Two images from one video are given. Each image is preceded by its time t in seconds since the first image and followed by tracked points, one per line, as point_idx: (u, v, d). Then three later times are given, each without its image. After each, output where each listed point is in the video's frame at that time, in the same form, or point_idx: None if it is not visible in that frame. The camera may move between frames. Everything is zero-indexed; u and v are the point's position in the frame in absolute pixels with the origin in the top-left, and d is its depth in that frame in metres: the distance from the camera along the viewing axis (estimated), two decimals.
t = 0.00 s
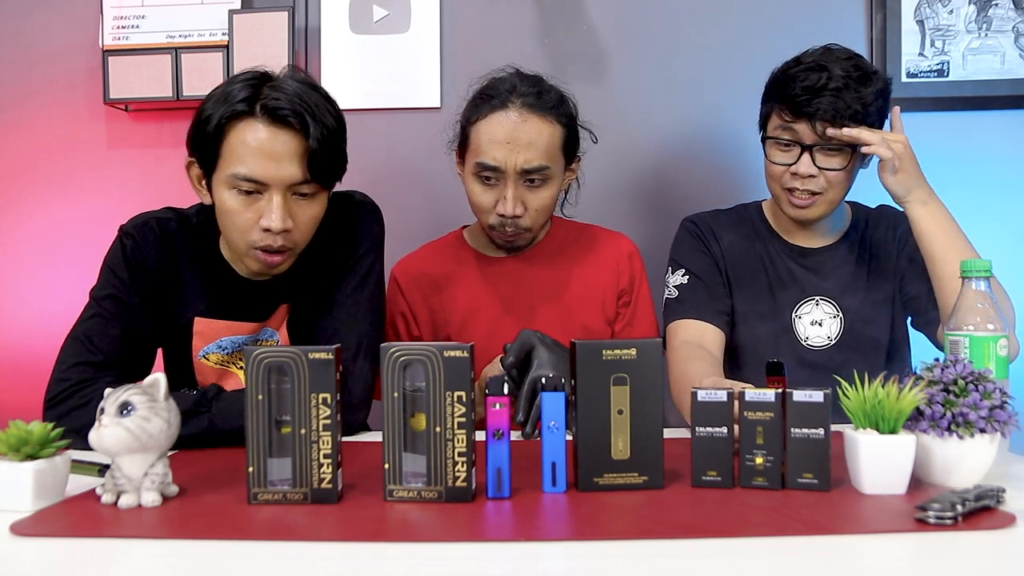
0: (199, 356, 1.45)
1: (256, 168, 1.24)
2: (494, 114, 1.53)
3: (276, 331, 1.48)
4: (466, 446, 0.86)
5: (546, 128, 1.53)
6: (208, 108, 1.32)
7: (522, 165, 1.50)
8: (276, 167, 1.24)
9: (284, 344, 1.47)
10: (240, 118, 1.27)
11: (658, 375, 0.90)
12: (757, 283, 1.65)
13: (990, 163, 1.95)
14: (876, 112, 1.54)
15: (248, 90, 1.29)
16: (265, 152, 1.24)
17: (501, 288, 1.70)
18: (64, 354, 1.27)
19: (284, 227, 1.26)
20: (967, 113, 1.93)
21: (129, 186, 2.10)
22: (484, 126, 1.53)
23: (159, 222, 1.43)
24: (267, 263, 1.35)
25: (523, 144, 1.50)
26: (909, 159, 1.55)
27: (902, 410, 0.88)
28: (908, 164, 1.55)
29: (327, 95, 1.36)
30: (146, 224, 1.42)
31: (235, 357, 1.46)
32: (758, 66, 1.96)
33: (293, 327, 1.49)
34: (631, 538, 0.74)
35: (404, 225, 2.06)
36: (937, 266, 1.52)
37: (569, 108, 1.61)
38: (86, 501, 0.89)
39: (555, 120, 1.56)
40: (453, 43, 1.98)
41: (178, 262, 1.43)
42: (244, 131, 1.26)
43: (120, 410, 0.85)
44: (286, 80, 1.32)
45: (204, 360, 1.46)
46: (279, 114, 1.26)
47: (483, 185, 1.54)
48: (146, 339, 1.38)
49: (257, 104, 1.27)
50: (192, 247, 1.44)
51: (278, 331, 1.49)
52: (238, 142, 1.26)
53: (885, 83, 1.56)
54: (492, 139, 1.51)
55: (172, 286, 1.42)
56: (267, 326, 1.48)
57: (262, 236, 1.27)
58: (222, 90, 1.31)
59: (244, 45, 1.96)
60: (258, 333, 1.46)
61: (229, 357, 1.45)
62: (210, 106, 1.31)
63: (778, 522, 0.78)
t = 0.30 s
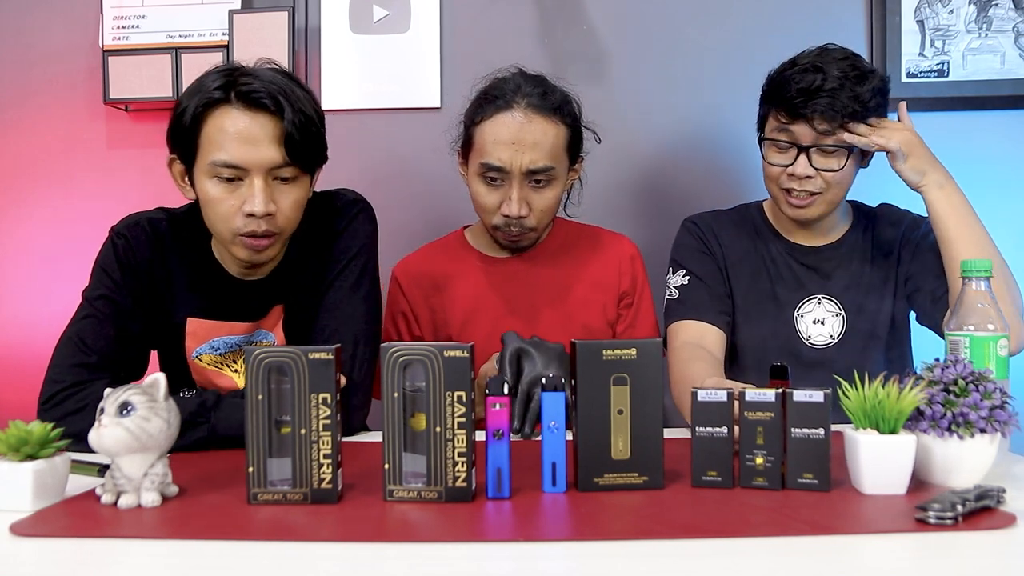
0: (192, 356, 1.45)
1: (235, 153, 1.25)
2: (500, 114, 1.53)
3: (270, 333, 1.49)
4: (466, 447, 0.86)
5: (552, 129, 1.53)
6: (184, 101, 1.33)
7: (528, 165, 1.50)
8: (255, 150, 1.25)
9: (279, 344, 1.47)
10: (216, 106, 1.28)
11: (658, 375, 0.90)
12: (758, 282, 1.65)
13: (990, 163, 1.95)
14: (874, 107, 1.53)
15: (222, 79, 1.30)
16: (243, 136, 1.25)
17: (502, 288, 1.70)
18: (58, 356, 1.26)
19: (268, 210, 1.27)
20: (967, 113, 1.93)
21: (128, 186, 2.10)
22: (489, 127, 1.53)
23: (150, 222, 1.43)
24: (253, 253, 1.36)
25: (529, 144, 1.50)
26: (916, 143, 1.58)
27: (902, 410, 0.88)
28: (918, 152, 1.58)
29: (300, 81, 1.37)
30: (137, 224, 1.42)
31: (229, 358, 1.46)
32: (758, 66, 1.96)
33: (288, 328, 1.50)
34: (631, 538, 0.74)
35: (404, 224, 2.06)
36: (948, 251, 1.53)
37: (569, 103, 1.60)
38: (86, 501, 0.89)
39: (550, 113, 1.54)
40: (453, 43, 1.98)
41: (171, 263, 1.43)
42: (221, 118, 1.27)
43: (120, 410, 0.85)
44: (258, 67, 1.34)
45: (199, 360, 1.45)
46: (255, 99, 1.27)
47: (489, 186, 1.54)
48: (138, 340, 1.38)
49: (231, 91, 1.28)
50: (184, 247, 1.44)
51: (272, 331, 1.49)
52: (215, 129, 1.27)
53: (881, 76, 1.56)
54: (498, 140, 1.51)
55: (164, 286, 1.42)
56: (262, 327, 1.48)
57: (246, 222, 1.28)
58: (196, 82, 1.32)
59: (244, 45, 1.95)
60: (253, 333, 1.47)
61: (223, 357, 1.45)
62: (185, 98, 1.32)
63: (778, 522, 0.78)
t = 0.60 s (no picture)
0: (187, 356, 1.44)
1: (232, 146, 1.26)
2: (508, 115, 1.53)
3: (266, 333, 1.48)
4: (466, 447, 0.86)
5: (558, 127, 1.53)
6: (168, 101, 1.33)
7: (542, 165, 1.50)
8: (253, 142, 1.26)
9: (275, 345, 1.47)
10: (207, 101, 1.29)
11: (658, 375, 0.90)
12: (759, 283, 1.65)
13: (990, 163, 1.95)
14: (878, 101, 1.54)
15: (209, 73, 1.30)
16: (239, 129, 1.26)
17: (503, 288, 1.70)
18: (54, 356, 1.27)
19: (269, 202, 1.28)
20: (967, 113, 1.93)
21: (128, 187, 2.10)
22: (498, 128, 1.52)
23: (144, 219, 1.44)
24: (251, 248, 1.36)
25: (541, 144, 1.50)
26: (921, 131, 1.59)
27: (902, 410, 0.88)
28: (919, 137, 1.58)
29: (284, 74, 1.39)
30: (132, 224, 1.43)
31: (224, 359, 1.45)
32: (758, 66, 1.96)
33: (286, 328, 1.50)
34: (631, 538, 0.74)
35: (404, 224, 2.06)
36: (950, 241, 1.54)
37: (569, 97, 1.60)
38: (86, 501, 0.89)
39: (551, 109, 1.54)
40: (453, 43, 1.98)
41: (167, 263, 1.43)
42: (214, 112, 1.27)
43: (120, 410, 0.85)
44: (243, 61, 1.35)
45: (193, 360, 1.45)
46: (247, 92, 1.29)
47: (500, 187, 1.53)
48: (134, 340, 1.38)
49: (220, 85, 1.29)
50: (180, 247, 1.44)
51: (268, 332, 1.49)
52: (209, 123, 1.27)
53: (883, 72, 1.58)
54: (509, 141, 1.51)
55: (159, 285, 1.42)
56: (257, 329, 1.48)
57: (246, 215, 1.28)
58: (179, 80, 1.32)
59: (244, 44, 1.95)
60: (247, 334, 1.47)
61: (217, 358, 1.45)
62: (172, 95, 1.32)
63: (778, 522, 0.78)
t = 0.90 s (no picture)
0: (186, 356, 1.45)
1: (256, 145, 1.28)
2: (526, 117, 1.53)
3: (265, 333, 1.48)
4: (466, 447, 0.86)
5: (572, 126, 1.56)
6: (171, 106, 1.31)
7: (566, 164, 1.51)
8: (274, 140, 1.29)
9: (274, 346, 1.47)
10: (218, 102, 1.29)
11: (658, 375, 0.90)
12: (758, 284, 1.65)
13: (991, 163, 1.95)
14: (875, 102, 1.52)
15: (212, 75, 1.31)
16: (259, 128, 1.28)
17: (502, 289, 1.69)
18: (53, 357, 1.27)
19: (295, 197, 1.32)
20: (967, 113, 1.93)
21: (128, 187, 2.10)
22: (519, 130, 1.52)
23: (143, 217, 1.45)
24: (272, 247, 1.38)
25: (565, 143, 1.52)
26: (950, 138, 1.51)
27: (902, 410, 0.88)
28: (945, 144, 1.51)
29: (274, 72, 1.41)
30: (131, 223, 1.43)
31: (224, 360, 1.45)
32: (758, 66, 1.96)
33: (285, 328, 1.50)
34: (631, 538, 0.74)
35: (404, 224, 2.06)
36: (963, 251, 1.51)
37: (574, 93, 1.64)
38: (86, 501, 0.89)
39: (564, 108, 1.55)
40: (453, 44, 1.98)
41: (166, 263, 1.42)
42: (230, 113, 1.28)
43: (120, 410, 0.85)
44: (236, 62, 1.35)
45: (193, 360, 1.45)
46: (258, 90, 1.31)
47: (524, 189, 1.53)
48: (134, 340, 1.38)
49: (228, 86, 1.30)
50: (180, 246, 1.43)
51: (267, 332, 1.49)
52: (227, 125, 1.28)
53: (881, 74, 1.56)
54: (534, 142, 1.51)
55: (158, 285, 1.42)
56: (256, 329, 1.48)
57: (273, 212, 1.31)
58: (179, 85, 1.31)
59: (244, 44, 1.95)
60: (247, 334, 1.47)
61: (217, 359, 1.45)
62: (176, 99, 1.31)
63: (778, 522, 0.78)
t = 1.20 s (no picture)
0: (187, 356, 1.45)
1: (269, 146, 1.29)
2: (534, 117, 1.53)
3: (265, 334, 1.48)
4: (466, 447, 0.86)
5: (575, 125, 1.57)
6: (177, 113, 1.30)
7: (574, 165, 1.52)
8: (285, 140, 1.31)
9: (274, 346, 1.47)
10: (227, 106, 1.29)
11: (658, 375, 0.90)
12: (757, 285, 1.65)
13: (991, 163, 1.95)
14: (872, 101, 1.52)
15: (215, 78, 1.30)
16: (270, 129, 1.30)
17: (501, 289, 1.69)
18: (53, 357, 1.27)
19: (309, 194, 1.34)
20: (968, 113, 1.93)
21: (129, 187, 2.10)
22: (526, 130, 1.53)
23: (143, 217, 1.45)
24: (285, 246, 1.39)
25: (573, 143, 1.52)
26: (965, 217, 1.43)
27: (902, 410, 0.88)
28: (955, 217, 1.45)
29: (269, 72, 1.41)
30: (131, 224, 1.43)
31: (224, 360, 1.45)
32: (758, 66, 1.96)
33: (285, 329, 1.50)
34: (631, 538, 0.74)
35: (404, 225, 2.06)
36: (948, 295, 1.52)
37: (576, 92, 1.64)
38: (86, 501, 0.89)
39: (569, 108, 1.56)
40: (453, 43, 1.98)
41: (166, 263, 1.42)
42: (240, 115, 1.29)
43: (120, 410, 0.85)
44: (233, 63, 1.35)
45: (193, 360, 1.45)
46: (263, 92, 1.32)
47: (531, 189, 1.53)
48: (134, 340, 1.38)
49: (234, 89, 1.30)
50: (179, 246, 1.43)
51: (267, 333, 1.49)
52: (238, 128, 1.29)
53: (876, 73, 1.56)
54: (542, 142, 1.51)
55: (158, 285, 1.42)
56: (257, 329, 1.48)
57: (290, 211, 1.32)
58: (182, 92, 1.30)
59: (244, 45, 1.95)
60: (247, 334, 1.47)
61: (217, 359, 1.45)
62: (182, 104, 1.30)
63: (778, 522, 0.78)
